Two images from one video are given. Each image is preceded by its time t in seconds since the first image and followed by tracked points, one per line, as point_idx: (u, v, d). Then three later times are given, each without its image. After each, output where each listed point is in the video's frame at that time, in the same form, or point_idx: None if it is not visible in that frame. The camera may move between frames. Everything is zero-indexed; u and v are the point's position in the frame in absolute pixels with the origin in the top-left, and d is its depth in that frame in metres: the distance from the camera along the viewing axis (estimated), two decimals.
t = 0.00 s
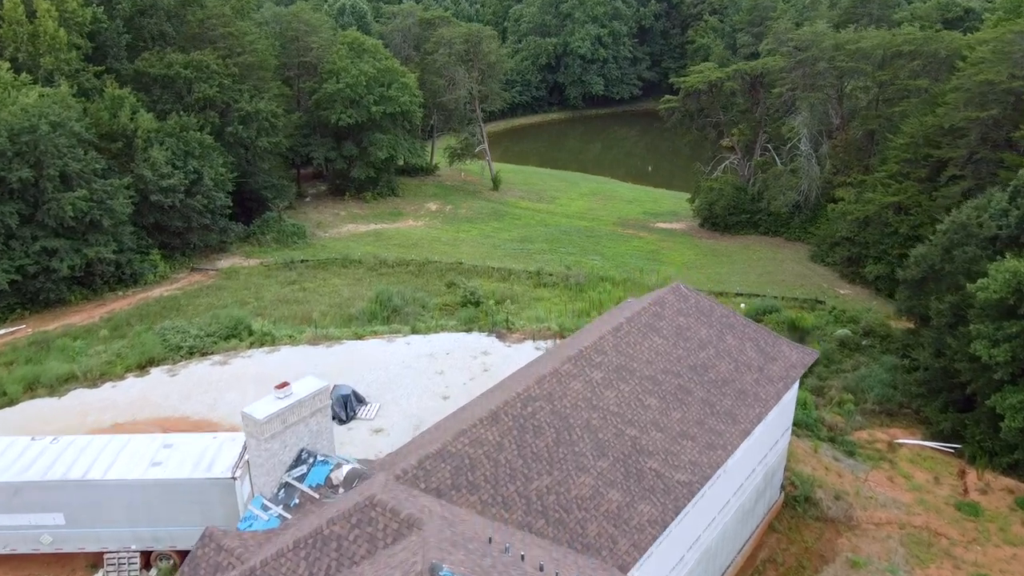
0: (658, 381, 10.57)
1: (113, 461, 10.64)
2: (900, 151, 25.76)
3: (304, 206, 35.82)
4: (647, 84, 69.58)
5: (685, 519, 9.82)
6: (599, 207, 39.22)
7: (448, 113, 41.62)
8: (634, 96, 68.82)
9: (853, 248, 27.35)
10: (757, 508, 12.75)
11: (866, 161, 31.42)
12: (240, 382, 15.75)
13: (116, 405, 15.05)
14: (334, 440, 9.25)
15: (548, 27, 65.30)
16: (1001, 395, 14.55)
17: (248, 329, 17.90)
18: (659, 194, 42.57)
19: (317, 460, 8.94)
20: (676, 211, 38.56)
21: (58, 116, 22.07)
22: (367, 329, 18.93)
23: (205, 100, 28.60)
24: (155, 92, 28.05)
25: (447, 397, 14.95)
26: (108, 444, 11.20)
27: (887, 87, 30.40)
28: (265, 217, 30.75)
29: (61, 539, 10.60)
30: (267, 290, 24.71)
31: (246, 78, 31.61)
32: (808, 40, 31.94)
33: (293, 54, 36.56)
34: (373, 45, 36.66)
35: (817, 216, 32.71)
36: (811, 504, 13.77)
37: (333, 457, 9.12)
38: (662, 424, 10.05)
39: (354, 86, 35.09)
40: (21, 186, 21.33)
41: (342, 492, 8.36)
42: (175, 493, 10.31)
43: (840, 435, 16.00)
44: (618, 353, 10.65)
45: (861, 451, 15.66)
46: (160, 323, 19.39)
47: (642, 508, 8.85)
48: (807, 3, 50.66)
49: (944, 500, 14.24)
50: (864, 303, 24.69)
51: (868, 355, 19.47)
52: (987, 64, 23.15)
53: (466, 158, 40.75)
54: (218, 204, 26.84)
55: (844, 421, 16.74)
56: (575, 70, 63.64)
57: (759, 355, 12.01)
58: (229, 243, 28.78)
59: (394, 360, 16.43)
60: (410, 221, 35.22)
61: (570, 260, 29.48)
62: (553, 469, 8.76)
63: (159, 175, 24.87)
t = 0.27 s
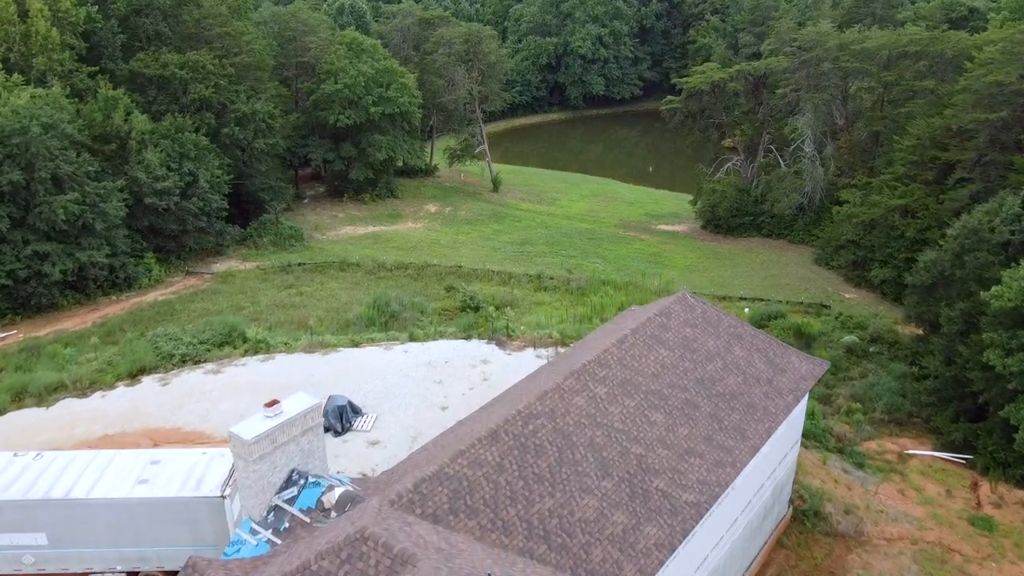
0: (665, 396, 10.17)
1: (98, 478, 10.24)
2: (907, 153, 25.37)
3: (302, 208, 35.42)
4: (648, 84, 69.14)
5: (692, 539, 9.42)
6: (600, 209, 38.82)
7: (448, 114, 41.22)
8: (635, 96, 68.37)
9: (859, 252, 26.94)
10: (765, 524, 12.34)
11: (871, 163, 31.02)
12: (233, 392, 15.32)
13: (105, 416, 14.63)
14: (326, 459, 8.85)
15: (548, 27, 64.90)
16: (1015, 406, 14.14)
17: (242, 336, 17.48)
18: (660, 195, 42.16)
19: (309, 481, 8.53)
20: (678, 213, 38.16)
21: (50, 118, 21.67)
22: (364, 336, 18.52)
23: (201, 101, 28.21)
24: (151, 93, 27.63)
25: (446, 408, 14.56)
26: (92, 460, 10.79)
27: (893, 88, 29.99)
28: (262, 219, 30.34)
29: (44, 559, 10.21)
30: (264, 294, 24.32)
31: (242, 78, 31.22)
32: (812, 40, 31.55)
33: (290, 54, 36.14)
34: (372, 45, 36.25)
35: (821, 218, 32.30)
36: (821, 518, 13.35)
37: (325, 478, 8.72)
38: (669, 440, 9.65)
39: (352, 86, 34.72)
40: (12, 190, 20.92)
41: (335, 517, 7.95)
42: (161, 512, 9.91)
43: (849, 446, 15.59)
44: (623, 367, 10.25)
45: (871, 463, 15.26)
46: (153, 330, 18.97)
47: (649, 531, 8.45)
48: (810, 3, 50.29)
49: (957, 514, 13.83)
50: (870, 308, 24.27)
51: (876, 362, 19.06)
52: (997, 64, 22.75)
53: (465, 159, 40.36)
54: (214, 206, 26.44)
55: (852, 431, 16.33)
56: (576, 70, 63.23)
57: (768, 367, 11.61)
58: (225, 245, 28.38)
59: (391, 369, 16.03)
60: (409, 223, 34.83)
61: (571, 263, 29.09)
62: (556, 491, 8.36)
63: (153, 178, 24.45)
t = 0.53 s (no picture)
0: (672, 412, 9.76)
1: (82, 498, 9.84)
2: (913, 155, 24.97)
3: (300, 210, 35.01)
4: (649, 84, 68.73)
5: (701, 562, 9.02)
6: (601, 210, 38.41)
7: (447, 115, 40.82)
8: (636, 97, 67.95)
9: (864, 255, 26.54)
10: (774, 541, 11.93)
11: (876, 164, 30.61)
12: (227, 402, 14.91)
13: (94, 427, 14.22)
14: (318, 481, 8.44)
15: (549, 26, 64.52)
16: None
17: (236, 344, 17.06)
18: (662, 197, 41.75)
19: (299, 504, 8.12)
20: (680, 215, 37.78)
21: (41, 120, 21.27)
22: (361, 343, 18.12)
23: (197, 102, 27.80)
24: (146, 94, 27.22)
25: (444, 419, 14.16)
26: (77, 477, 10.38)
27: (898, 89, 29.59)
28: (259, 221, 29.95)
29: None
30: (260, 299, 23.92)
31: (239, 79, 30.83)
32: (816, 39, 31.14)
33: (288, 55, 35.72)
34: (370, 45, 35.94)
35: (825, 221, 31.89)
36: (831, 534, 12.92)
37: (317, 500, 8.31)
38: (676, 459, 9.24)
39: (351, 87, 34.32)
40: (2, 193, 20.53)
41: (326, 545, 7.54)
42: (147, 534, 9.50)
43: (859, 457, 15.17)
44: (628, 381, 9.84)
45: (881, 475, 14.85)
46: (146, 337, 18.56)
47: (656, 557, 8.05)
48: (812, 2, 49.89)
49: (971, 529, 13.42)
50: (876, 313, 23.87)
51: (884, 370, 18.65)
52: (1006, 65, 22.35)
53: (465, 160, 39.97)
54: (209, 208, 26.06)
55: (861, 441, 15.91)
56: (576, 71, 62.82)
57: (777, 379, 11.20)
58: (222, 249, 27.98)
59: (388, 378, 15.61)
60: (408, 225, 34.45)
61: (572, 267, 28.70)
62: (558, 515, 7.96)
63: (147, 180, 24.05)
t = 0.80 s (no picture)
0: (679, 429, 9.35)
1: (64, 518, 9.46)
2: (920, 157, 24.58)
3: (298, 212, 34.64)
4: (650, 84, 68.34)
5: None
6: (603, 212, 38.03)
7: (447, 116, 40.41)
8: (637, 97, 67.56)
9: (870, 259, 26.16)
10: (784, 559, 11.53)
11: (882, 166, 30.20)
12: (219, 413, 14.49)
13: (83, 439, 13.82)
14: (309, 504, 8.05)
15: (549, 26, 64.18)
16: None
17: (231, 351, 16.67)
18: (664, 198, 41.37)
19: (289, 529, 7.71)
20: (682, 217, 37.38)
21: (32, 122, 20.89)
22: (358, 350, 17.72)
23: (193, 103, 27.43)
24: (141, 95, 26.82)
25: (443, 431, 13.77)
26: (60, 497, 9.98)
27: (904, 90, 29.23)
28: (256, 224, 29.57)
29: None
30: (256, 304, 23.55)
31: (236, 79, 30.44)
32: (821, 40, 30.73)
33: (286, 55, 35.33)
34: (369, 45, 35.70)
35: (829, 223, 31.51)
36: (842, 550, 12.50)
37: (307, 524, 7.91)
38: (684, 478, 8.84)
39: (349, 88, 33.91)
40: None
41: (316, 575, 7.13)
42: (131, 556, 9.10)
43: (869, 469, 14.78)
44: (634, 397, 9.44)
45: (892, 488, 14.45)
46: (138, 344, 18.16)
47: None
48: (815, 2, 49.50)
49: (986, 545, 13.02)
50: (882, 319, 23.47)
51: (892, 377, 18.26)
52: (1016, 66, 21.98)
53: (465, 162, 39.59)
54: (205, 211, 25.68)
55: (871, 452, 15.51)
56: (577, 71, 62.44)
57: (788, 393, 10.80)
58: (218, 252, 27.60)
59: (386, 387, 15.21)
60: (407, 228, 34.07)
61: (574, 270, 28.32)
62: (562, 541, 7.56)
63: (142, 183, 23.65)
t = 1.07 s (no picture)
0: (687, 448, 8.95)
1: (44, 540, 9.07)
2: (928, 159, 24.19)
3: (296, 214, 34.25)
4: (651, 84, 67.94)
5: None
6: (604, 214, 37.64)
7: (446, 117, 40.01)
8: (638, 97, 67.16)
9: (876, 262, 25.75)
10: None
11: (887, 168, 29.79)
12: (211, 424, 14.09)
13: (71, 451, 13.41)
14: (299, 529, 7.64)
15: (549, 26, 63.83)
16: None
17: (224, 359, 16.27)
18: (666, 200, 40.98)
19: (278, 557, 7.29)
20: (684, 219, 36.98)
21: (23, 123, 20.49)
22: (354, 358, 17.31)
23: (189, 104, 27.02)
24: (135, 96, 26.41)
25: (442, 443, 13.37)
26: (42, 516, 9.57)
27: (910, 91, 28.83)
28: (252, 227, 29.17)
29: None
30: (252, 308, 23.15)
31: (233, 80, 30.05)
32: (825, 40, 30.32)
33: (283, 55, 34.93)
34: (368, 45, 35.37)
35: (833, 226, 31.11)
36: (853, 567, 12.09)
37: (297, 551, 7.49)
38: (693, 499, 8.44)
39: (347, 88, 33.51)
40: None
41: None
42: None
43: (879, 481, 14.37)
44: (640, 413, 9.04)
45: (903, 501, 14.04)
46: (130, 351, 17.76)
47: None
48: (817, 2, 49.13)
49: (1002, 561, 12.61)
50: (889, 324, 23.07)
51: (901, 385, 17.85)
52: None
53: (465, 163, 39.20)
54: (200, 214, 25.31)
55: (881, 463, 15.10)
56: (578, 71, 62.05)
57: (799, 407, 10.40)
58: (214, 255, 27.19)
59: (383, 397, 14.81)
60: (406, 230, 33.67)
61: (575, 273, 27.93)
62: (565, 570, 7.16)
63: (136, 186, 23.24)
